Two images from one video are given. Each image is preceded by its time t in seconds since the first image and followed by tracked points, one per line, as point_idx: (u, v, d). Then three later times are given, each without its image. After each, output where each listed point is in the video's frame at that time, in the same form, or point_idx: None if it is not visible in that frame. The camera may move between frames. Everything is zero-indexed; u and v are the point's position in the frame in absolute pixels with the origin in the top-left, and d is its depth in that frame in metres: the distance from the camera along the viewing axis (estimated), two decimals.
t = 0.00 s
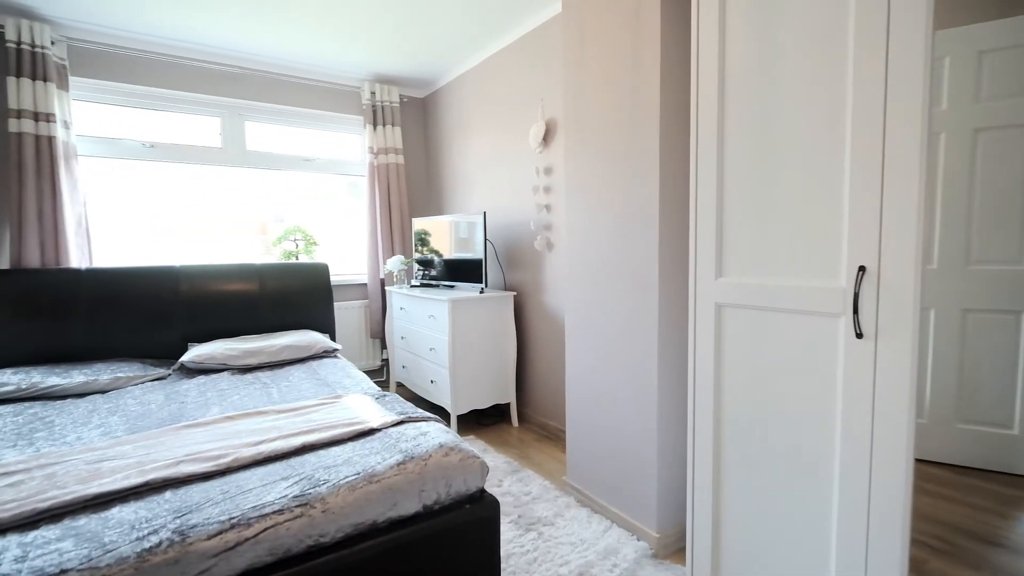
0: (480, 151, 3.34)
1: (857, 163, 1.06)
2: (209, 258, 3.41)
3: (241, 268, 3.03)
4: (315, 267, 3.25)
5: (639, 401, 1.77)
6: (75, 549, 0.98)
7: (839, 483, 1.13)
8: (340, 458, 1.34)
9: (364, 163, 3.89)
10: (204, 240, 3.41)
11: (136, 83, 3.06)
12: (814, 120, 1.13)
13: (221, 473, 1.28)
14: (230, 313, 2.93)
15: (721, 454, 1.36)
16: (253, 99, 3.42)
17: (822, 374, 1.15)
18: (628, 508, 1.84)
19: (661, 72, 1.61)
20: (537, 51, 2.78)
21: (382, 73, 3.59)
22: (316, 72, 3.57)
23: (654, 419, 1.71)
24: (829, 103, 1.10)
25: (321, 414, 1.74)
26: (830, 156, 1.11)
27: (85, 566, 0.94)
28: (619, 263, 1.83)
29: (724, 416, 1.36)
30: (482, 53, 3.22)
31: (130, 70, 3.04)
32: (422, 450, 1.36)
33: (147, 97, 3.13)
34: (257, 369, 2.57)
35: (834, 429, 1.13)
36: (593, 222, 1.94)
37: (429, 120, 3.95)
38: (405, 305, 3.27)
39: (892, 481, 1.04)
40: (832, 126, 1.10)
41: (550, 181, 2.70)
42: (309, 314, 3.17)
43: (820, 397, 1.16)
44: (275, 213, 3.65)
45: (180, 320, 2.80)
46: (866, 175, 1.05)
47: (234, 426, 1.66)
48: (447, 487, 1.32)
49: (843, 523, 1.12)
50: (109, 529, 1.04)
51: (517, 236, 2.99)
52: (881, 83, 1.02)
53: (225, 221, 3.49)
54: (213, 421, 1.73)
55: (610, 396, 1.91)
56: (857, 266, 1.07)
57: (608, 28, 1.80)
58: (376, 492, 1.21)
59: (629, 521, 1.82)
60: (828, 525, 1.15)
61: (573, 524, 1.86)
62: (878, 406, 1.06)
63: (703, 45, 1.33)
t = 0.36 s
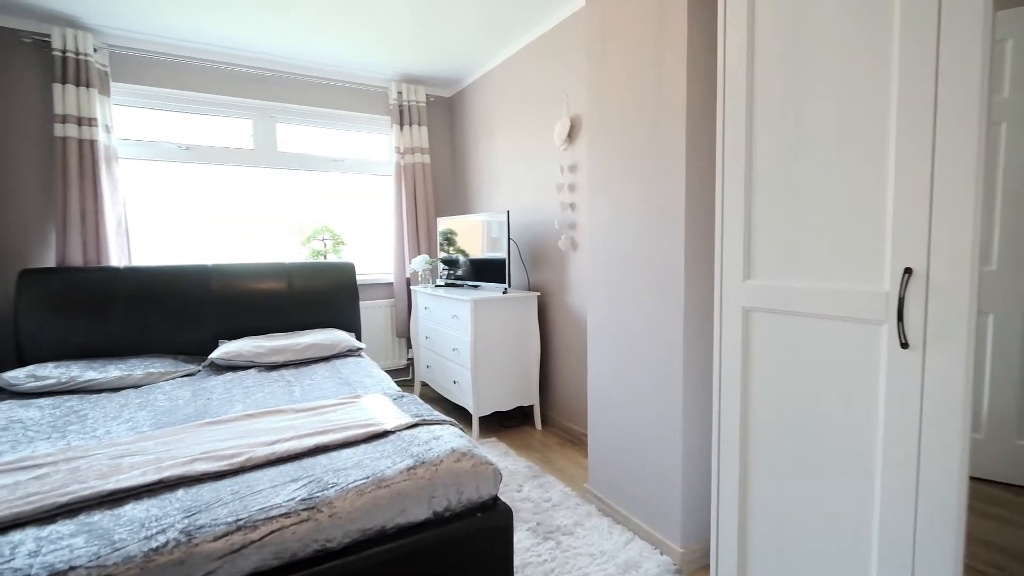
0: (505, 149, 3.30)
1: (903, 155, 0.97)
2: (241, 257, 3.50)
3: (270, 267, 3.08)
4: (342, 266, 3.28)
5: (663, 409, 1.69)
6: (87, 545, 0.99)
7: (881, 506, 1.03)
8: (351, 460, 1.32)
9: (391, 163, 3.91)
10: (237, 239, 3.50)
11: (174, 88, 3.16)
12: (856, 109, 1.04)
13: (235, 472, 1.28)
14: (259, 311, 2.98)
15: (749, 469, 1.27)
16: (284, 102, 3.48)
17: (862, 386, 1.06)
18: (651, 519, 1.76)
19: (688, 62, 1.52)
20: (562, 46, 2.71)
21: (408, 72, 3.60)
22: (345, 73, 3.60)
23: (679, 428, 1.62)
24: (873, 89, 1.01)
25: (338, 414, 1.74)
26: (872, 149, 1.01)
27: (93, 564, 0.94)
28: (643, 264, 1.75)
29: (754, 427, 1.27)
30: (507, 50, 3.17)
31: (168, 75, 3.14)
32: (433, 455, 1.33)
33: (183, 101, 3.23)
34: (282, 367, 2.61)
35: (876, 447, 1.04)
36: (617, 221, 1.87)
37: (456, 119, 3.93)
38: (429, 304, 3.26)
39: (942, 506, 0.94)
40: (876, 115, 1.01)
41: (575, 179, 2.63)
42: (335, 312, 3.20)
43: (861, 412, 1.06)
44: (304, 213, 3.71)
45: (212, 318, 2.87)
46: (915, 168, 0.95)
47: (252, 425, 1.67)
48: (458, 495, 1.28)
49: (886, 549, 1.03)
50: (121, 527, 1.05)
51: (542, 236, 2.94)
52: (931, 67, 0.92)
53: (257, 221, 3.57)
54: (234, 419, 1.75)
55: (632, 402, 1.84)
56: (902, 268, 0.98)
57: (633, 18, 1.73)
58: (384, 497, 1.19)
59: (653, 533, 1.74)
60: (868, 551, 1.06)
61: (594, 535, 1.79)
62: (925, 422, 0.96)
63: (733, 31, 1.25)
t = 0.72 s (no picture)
0: (535, 147, 3.25)
1: (962, 147, 0.87)
2: (278, 256, 3.60)
3: (303, 266, 3.15)
4: (373, 266, 3.31)
5: (692, 418, 1.61)
6: (106, 540, 1.01)
7: (933, 536, 0.93)
8: (366, 463, 1.31)
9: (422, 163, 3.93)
10: (274, 239, 3.59)
11: (215, 94, 3.27)
12: (909, 97, 0.94)
13: (254, 471, 1.29)
14: (292, 310, 3.05)
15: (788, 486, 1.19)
16: (318, 104, 3.55)
17: (914, 403, 0.96)
18: (680, 533, 1.67)
19: (721, 51, 1.43)
20: (592, 40, 2.64)
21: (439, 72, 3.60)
22: (377, 75, 3.64)
23: (709, 439, 1.54)
24: (931, 74, 0.91)
25: (360, 415, 1.74)
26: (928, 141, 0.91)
27: (109, 559, 0.96)
28: (672, 265, 1.67)
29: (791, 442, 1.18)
30: (537, 47, 3.12)
31: (209, 81, 3.25)
32: (449, 461, 1.29)
33: (224, 106, 3.34)
34: (313, 365, 2.65)
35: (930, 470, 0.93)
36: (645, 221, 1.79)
37: (487, 118, 3.92)
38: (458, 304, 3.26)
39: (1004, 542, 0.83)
40: (933, 103, 0.91)
41: (604, 177, 2.56)
42: (365, 312, 3.24)
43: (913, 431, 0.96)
44: (338, 213, 3.78)
45: (248, 316, 2.96)
46: (977, 160, 0.85)
47: (277, 423, 1.69)
48: (472, 503, 1.25)
49: None
50: (140, 522, 1.07)
51: (571, 236, 2.87)
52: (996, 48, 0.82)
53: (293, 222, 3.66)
54: (260, 416, 1.77)
55: (660, 410, 1.76)
56: (960, 272, 0.87)
57: (663, 8, 1.65)
58: (397, 503, 1.16)
59: (681, 549, 1.66)
60: None
61: (619, 547, 1.72)
62: (987, 446, 0.85)
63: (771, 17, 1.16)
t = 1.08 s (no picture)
0: (568, 146, 3.19)
1: None
2: (316, 256, 3.69)
3: (338, 265, 3.21)
4: (406, 265, 3.34)
5: (725, 429, 1.52)
6: (130, 532, 1.04)
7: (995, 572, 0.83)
8: (384, 465, 1.30)
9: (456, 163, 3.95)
10: (312, 239, 3.69)
11: (256, 99, 3.37)
12: (968, 89, 0.87)
13: (276, 469, 1.31)
14: (328, 308, 3.12)
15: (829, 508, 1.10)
16: (355, 107, 3.62)
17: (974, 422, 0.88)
18: (712, 550, 1.58)
19: (757, 38, 1.34)
20: (625, 34, 2.56)
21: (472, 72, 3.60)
22: (411, 76, 3.67)
23: (742, 452, 1.45)
24: (993, 63, 0.84)
25: (384, 415, 1.75)
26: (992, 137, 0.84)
27: (131, 552, 0.99)
28: (705, 267, 1.59)
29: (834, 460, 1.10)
30: (569, 44, 3.06)
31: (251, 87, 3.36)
32: (465, 466, 1.27)
33: (265, 110, 3.45)
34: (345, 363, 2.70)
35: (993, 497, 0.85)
36: (677, 221, 1.72)
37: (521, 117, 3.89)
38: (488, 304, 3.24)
39: None
40: (996, 94, 0.83)
41: (637, 175, 2.47)
42: (398, 311, 3.27)
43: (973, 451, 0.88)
44: (374, 213, 3.84)
45: (285, 314, 3.04)
46: None
47: (304, 420, 1.71)
48: (488, 510, 1.22)
49: None
50: (164, 516, 1.09)
51: (603, 236, 2.80)
52: None
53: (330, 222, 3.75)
54: (289, 413, 1.81)
55: (691, 420, 1.68)
56: None
57: None
58: (411, 507, 1.15)
59: (713, 566, 1.57)
60: None
61: (645, 560, 1.66)
62: None
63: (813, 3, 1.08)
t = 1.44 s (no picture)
0: (601, 144, 3.13)
1: None
2: (351, 255, 3.77)
3: (372, 264, 3.26)
4: (438, 264, 3.37)
5: (757, 441, 1.44)
6: (157, 523, 1.08)
7: None
8: (402, 466, 1.30)
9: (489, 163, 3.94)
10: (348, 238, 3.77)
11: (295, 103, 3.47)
12: None
13: (299, 466, 1.33)
14: (361, 306, 3.18)
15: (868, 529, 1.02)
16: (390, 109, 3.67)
17: None
18: (743, 568, 1.51)
19: (795, 27, 1.25)
20: (659, 28, 2.47)
21: (504, 71, 3.58)
22: (445, 77, 3.69)
23: (776, 466, 1.37)
24: None
25: (408, 414, 1.75)
26: None
27: (156, 543, 1.02)
28: (738, 270, 1.51)
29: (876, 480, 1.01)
30: (603, 40, 2.99)
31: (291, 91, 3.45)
32: (483, 470, 1.25)
33: (304, 114, 3.54)
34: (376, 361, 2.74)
35: None
36: (709, 220, 1.64)
37: (554, 115, 3.84)
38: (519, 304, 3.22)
39: None
40: None
41: (671, 172, 2.38)
42: (429, 310, 3.30)
43: None
44: (408, 213, 3.89)
45: (321, 311, 3.12)
46: None
47: (330, 418, 1.74)
48: (504, 516, 1.20)
49: None
50: (190, 509, 1.13)
51: (635, 236, 2.73)
52: None
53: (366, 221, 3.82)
54: (318, 410, 1.85)
55: (722, 430, 1.60)
56: None
57: None
58: (426, 511, 1.14)
59: None
60: None
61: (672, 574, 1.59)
62: None
63: None
